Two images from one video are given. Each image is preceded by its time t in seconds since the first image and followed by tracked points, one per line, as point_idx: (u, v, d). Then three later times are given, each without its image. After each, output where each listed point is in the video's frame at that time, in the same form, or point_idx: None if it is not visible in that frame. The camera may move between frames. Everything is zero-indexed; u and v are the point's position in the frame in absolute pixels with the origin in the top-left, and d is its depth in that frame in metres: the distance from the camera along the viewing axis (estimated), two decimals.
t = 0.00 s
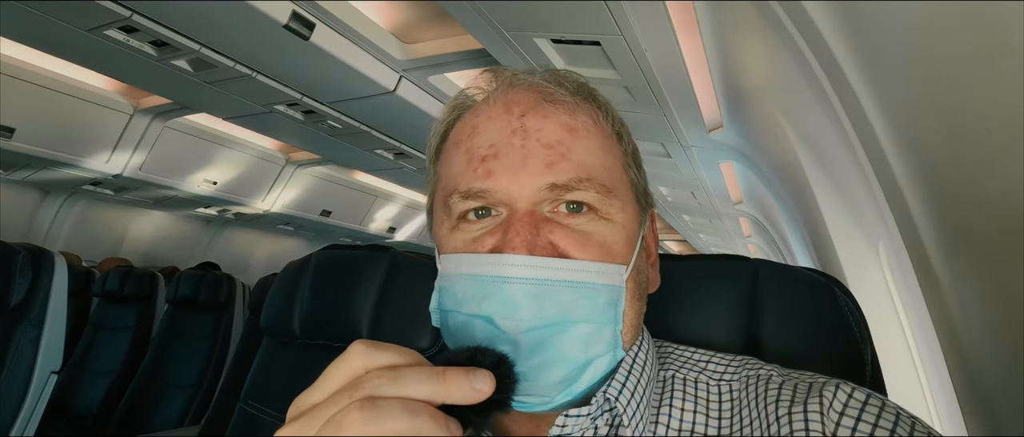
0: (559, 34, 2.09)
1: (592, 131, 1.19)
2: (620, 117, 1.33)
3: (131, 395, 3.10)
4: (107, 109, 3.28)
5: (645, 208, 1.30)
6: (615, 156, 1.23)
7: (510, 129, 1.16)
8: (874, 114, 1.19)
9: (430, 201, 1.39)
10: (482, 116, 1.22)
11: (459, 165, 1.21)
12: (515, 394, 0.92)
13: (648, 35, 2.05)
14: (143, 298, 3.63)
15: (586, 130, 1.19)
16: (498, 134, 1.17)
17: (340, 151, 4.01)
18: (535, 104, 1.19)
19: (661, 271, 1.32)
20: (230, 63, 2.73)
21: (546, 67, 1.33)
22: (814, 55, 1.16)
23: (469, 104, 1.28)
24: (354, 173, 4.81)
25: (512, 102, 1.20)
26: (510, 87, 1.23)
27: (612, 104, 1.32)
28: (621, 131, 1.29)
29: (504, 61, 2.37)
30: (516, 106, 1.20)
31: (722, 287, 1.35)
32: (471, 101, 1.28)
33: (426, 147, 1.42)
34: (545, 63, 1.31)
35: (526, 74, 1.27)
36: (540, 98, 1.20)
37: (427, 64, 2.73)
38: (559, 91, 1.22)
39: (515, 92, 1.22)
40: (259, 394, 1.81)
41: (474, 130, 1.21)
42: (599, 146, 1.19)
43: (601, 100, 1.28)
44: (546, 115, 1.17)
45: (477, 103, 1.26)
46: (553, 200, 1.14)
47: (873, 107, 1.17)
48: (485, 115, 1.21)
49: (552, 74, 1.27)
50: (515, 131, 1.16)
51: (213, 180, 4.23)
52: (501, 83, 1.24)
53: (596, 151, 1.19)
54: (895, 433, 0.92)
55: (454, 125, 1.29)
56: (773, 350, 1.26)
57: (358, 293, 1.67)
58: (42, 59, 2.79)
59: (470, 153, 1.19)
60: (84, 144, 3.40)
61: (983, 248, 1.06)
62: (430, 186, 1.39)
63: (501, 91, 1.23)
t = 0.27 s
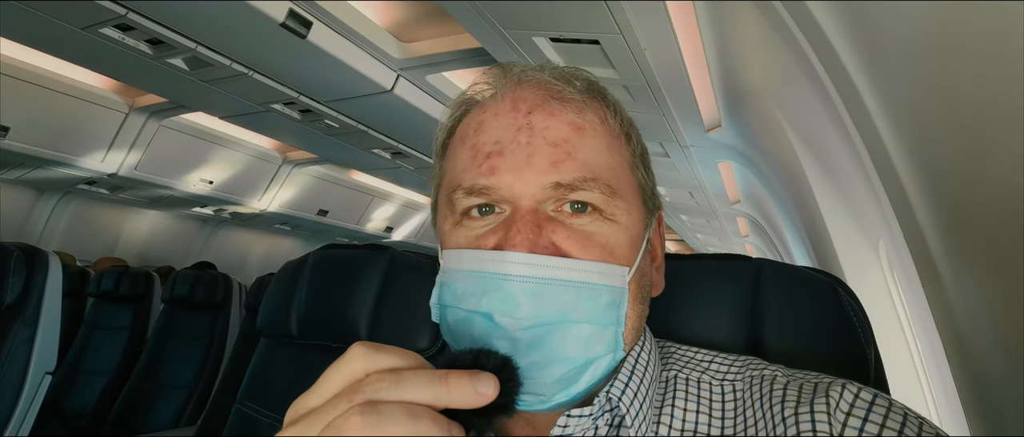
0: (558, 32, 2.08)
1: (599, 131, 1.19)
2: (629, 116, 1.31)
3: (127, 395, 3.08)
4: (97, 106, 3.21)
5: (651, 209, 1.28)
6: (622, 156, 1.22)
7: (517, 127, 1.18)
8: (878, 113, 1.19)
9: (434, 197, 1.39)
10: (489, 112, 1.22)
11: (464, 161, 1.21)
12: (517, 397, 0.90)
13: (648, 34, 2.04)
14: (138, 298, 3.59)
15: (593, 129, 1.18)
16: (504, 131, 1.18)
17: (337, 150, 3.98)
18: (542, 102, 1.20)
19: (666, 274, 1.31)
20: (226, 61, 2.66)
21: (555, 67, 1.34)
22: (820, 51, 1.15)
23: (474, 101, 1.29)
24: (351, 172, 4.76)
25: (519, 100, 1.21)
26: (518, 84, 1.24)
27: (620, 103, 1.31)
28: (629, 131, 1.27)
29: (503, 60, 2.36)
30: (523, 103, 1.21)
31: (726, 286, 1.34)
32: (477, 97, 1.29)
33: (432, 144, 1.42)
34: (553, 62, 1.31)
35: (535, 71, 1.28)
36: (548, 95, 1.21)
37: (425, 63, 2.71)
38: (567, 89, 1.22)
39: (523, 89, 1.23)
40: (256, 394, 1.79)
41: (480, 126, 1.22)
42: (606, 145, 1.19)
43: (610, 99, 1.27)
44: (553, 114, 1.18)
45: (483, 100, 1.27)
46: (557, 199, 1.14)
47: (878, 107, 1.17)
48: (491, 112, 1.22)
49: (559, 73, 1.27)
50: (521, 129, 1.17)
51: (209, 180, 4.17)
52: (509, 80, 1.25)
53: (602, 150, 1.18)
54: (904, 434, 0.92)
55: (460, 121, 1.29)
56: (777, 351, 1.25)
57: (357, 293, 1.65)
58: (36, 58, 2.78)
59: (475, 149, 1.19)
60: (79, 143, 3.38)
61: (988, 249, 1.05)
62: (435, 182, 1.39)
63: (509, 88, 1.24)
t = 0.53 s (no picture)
0: (557, 32, 2.08)
1: (601, 130, 1.18)
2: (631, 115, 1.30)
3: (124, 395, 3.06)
4: (95, 106, 3.23)
5: (653, 209, 1.28)
6: (625, 155, 1.21)
7: (519, 125, 1.17)
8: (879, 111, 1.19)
9: (435, 196, 1.39)
10: (491, 111, 1.22)
11: (465, 159, 1.21)
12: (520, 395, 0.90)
13: (647, 34, 2.04)
14: (135, 298, 3.57)
15: (595, 128, 1.18)
16: (506, 130, 1.18)
17: (335, 149, 3.97)
18: (544, 100, 1.20)
19: (668, 274, 1.31)
20: (222, 60, 2.66)
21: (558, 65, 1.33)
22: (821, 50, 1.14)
23: (477, 100, 1.29)
24: (350, 172, 4.67)
25: (521, 98, 1.21)
26: (520, 83, 1.23)
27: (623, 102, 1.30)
28: (632, 130, 1.27)
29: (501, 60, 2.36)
30: (525, 102, 1.20)
31: (727, 285, 1.34)
32: (480, 96, 1.29)
33: (435, 142, 1.42)
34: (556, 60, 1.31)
35: (538, 70, 1.27)
36: (551, 94, 1.21)
37: (423, 62, 2.71)
38: (570, 87, 1.22)
39: (525, 87, 1.22)
40: (255, 394, 1.79)
41: (482, 124, 1.22)
42: (608, 144, 1.18)
43: (613, 97, 1.27)
44: (555, 112, 1.17)
45: (486, 98, 1.27)
46: (559, 198, 1.13)
47: (880, 106, 1.16)
48: (493, 110, 1.22)
49: (562, 71, 1.27)
50: (523, 128, 1.16)
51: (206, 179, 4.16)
52: (511, 79, 1.25)
53: (604, 149, 1.17)
54: (908, 430, 0.92)
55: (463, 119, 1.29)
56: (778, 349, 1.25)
57: (357, 293, 1.65)
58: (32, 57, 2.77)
59: (476, 148, 1.19)
60: (75, 143, 3.36)
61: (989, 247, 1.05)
62: (436, 181, 1.38)
63: (511, 86, 1.24)
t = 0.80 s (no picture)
0: (555, 31, 2.09)
1: (595, 132, 1.19)
2: (626, 116, 1.31)
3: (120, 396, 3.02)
4: (90, 105, 3.20)
5: (648, 211, 1.28)
6: (619, 157, 1.21)
7: (512, 128, 1.18)
8: (874, 111, 1.19)
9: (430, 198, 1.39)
10: (484, 113, 1.23)
11: (459, 162, 1.21)
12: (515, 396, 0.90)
13: (645, 34, 2.04)
14: (132, 298, 3.56)
15: (588, 130, 1.18)
16: (499, 132, 1.19)
17: (332, 149, 3.97)
18: (538, 102, 1.20)
19: (664, 275, 1.31)
20: (219, 60, 2.65)
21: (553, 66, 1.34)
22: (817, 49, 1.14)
23: (471, 101, 1.29)
24: (346, 172, 4.73)
25: (514, 100, 1.21)
26: (514, 84, 1.24)
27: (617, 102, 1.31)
28: (626, 131, 1.27)
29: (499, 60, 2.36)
30: (518, 104, 1.21)
31: (723, 285, 1.35)
32: (474, 97, 1.29)
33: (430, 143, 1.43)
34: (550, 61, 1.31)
35: (532, 71, 1.28)
36: (543, 96, 1.21)
37: (420, 62, 2.70)
38: (563, 88, 1.23)
39: (519, 89, 1.23)
40: (251, 394, 1.79)
41: (475, 127, 1.22)
42: (602, 146, 1.19)
43: (607, 97, 1.27)
44: (548, 115, 1.18)
45: (480, 100, 1.27)
46: (551, 201, 1.14)
47: (877, 105, 1.16)
48: (487, 112, 1.23)
49: (556, 73, 1.28)
50: (516, 130, 1.17)
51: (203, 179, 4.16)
52: (505, 80, 1.25)
53: (598, 151, 1.18)
54: (902, 427, 0.92)
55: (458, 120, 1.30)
56: (774, 349, 1.26)
57: (353, 293, 1.65)
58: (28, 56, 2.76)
59: (470, 150, 1.19)
60: (71, 143, 3.35)
61: (980, 246, 1.05)
62: (432, 182, 1.39)
63: (505, 88, 1.24)
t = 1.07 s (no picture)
0: (554, 31, 2.09)
1: (594, 132, 1.19)
2: (625, 116, 1.30)
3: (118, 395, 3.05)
4: (86, 104, 3.18)
5: (648, 211, 1.28)
6: (618, 157, 1.21)
7: (511, 128, 1.18)
8: (873, 111, 1.20)
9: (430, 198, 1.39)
10: (484, 114, 1.23)
11: (458, 163, 1.21)
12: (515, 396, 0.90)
13: (644, 35, 2.05)
14: (129, 298, 3.54)
15: (588, 131, 1.18)
16: (498, 133, 1.19)
17: (330, 149, 3.96)
18: (537, 103, 1.20)
19: (664, 275, 1.31)
20: (216, 59, 2.64)
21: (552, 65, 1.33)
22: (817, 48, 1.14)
23: (471, 101, 1.29)
24: (345, 172, 4.75)
25: (514, 100, 1.21)
26: (513, 84, 1.24)
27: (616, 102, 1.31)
28: (626, 130, 1.27)
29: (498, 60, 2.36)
30: (517, 105, 1.21)
31: (722, 285, 1.35)
32: (473, 96, 1.29)
33: (429, 143, 1.43)
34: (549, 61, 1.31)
35: (531, 71, 1.28)
36: (543, 96, 1.21)
37: (419, 62, 2.70)
38: (562, 89, 1.23)
39: (518, 89, 1.23)
40: (250, 394, 1.78)
41: (475, 128, 1.22)
42: (601, 147, 1.19)
43: (606, 97, 1.27)
44: (547, 115, 1.18)
45: (479, 99, 1.27)
46: (551, 202, 1.14)
47: (875, 104, 1.16)
48: (486, 112, 1.23)
49: (555, 73, 1.28)
50: (515, 131, 1.17)
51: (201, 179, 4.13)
52: (505, 80, 1.25)
53: (597, 152, 1.18)
54: (902, 424, 0.93)
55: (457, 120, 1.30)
56: (773, 348, 1.26)
57: (353, 293, 1.64)
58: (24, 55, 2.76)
59: (469, 152, 1.20)
60: (68, 142, 3.35)
61: (978, 245, 1.06)
62: (431, 182, 1.39)
63: (504, 88, 1.24)
